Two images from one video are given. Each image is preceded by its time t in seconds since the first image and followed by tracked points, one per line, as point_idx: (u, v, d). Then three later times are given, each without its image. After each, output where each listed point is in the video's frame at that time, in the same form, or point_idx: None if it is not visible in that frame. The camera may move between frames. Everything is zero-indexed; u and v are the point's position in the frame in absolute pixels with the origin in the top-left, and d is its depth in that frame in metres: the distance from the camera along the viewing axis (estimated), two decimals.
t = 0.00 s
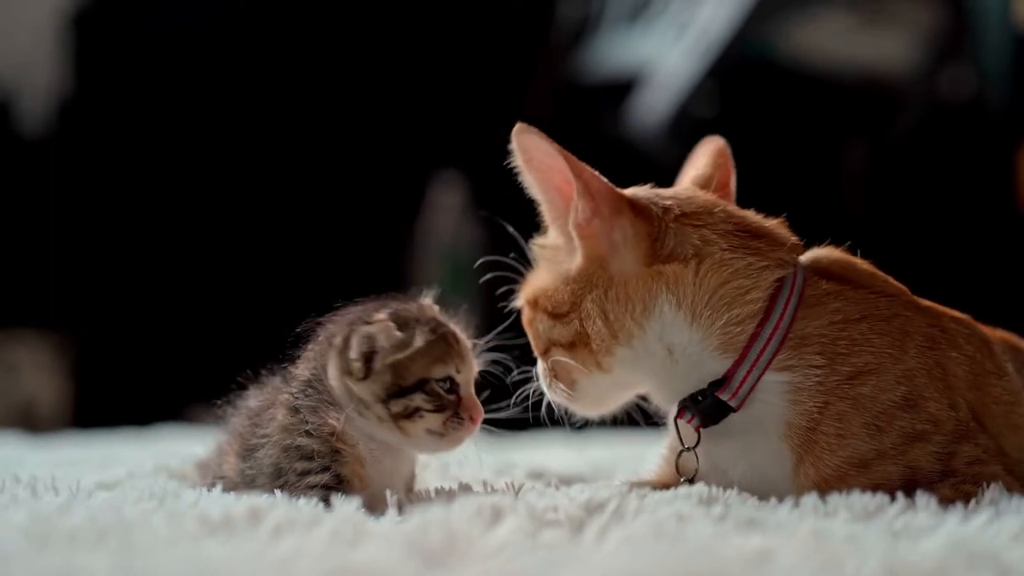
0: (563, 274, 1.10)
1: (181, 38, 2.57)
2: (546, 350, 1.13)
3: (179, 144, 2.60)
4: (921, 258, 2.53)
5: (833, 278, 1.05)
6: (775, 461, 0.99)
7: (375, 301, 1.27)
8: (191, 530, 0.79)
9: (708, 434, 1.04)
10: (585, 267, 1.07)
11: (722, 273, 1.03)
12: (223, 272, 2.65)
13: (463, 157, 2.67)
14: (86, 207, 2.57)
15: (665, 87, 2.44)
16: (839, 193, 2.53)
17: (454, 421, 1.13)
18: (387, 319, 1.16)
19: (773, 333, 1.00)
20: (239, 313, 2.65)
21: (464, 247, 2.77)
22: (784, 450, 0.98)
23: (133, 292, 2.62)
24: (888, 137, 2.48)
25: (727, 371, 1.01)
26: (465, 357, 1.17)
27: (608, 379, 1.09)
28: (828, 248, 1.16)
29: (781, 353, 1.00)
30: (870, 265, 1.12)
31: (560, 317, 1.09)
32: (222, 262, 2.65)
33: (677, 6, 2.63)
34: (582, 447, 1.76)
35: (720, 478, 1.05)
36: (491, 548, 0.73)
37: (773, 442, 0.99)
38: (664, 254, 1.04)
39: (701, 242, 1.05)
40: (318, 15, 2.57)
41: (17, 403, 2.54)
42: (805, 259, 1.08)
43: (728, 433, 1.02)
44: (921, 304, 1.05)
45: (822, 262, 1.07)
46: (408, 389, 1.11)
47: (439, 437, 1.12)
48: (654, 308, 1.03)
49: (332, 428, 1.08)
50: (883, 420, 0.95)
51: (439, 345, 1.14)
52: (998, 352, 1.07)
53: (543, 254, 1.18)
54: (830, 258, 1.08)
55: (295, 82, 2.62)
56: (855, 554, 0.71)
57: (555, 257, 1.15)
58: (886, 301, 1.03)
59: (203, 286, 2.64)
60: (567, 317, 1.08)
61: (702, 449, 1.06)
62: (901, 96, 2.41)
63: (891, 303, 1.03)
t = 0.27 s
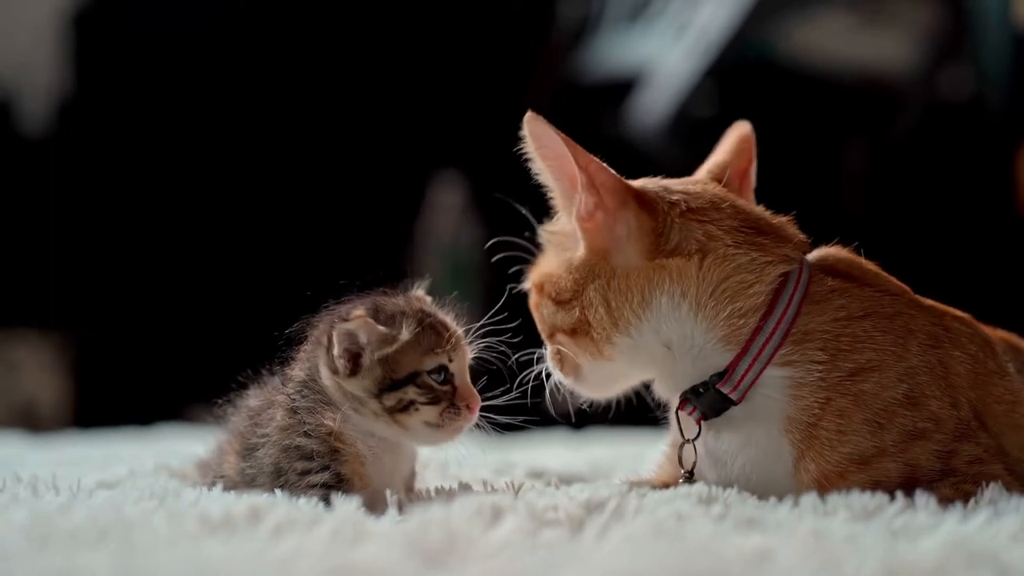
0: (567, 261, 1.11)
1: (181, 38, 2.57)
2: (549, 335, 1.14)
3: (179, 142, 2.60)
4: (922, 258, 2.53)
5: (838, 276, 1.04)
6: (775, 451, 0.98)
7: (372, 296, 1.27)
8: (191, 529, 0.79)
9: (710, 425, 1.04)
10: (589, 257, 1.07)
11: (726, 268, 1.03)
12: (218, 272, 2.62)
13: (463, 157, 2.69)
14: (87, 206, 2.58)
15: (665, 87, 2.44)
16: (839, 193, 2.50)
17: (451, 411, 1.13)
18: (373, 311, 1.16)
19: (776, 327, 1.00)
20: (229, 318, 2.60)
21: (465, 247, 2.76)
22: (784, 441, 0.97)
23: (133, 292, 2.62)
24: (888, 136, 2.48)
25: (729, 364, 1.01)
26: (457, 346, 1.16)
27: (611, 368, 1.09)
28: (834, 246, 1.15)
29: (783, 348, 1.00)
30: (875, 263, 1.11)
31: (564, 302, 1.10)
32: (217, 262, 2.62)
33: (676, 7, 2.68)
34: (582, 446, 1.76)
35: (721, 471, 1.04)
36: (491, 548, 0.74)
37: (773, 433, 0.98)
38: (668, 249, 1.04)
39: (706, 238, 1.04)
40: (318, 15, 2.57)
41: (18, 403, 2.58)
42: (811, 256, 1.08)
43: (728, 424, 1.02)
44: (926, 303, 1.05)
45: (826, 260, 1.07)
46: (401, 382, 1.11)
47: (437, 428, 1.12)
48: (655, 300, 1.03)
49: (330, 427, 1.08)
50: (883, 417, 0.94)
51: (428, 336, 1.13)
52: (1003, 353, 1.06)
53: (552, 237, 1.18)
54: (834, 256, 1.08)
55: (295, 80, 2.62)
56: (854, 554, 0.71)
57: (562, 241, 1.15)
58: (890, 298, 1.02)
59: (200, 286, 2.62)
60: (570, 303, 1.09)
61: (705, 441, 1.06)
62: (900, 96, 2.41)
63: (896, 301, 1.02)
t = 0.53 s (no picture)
0: (570, 256, 1.11)
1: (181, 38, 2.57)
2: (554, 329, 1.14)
3: (178, 142, 2.60)
4: (921, 258, 2.53)
5: (841, 274, 1.04)
6: (774, 447, 0.97)
7: (370, 296, 1.28)
8: (191, 529, 0.79)
9: (710, 421, 1.04)
10: (593, 251, 1.07)
11: (728, 265, 1.02)
12: (218, 270, 2.63)
13: (463, 157, 2.70)
14: (86, 205, 2.58)
15: (665, 87, 2.44)
16: (839, 193, 2.51)
17: (452, 408, 1.13)
18: (371, 310, 1.16)
19: (777, 324, 1.00)
20: (230, 314, 2.62)
21: (465, 247, 2.71)
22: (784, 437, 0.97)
23: (133, 292, 2.62)
24: (888, 137, 2.48)
25: (731, 359, 1.01)
26: (456, 343, 1.16)
27: (613, 363, 1.09)
28: (836, 246, 1.15)
29: (785, 344, 0.99)
30: (878, 263, 1.11)
31: (568, 297, 1.10)
32: (218, 259, 2.63)
33: (676, 7, 2.67)
34: (582, 445, 1.77)
35: (720, 468, 1.04)
36: (491, 547, 0.74)
37: (773, 429, 0.98)
38: (670, 246, 1.04)
39: (708, 235, 1.04)
40: (318, 15, 2.58)
41: (18, 402, 2.56)
42: (814, 255, 1.07)
43: (729, 420, 1.01)
44: (928, 302, 1.04)
45: (829, 258, 1.06)
46: (400, 379, 1.11)
47: (437, 425, 1.12)
48: (658, 295, 1.03)
49: (331, 426, 1.08)
50: (884, 414, 0.93)
51: (427, 333, 1.13)
52: (1005, 354, 1.06)
53: (558, 232, 1.19)
54: (837, 254, 1.08)
55: (294, 80, 2.62)
56: (853, 553, 0.71)
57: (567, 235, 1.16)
58: (892, 297, 1.02)
59: (201, 284, 2.63)
60: (575, 299, 1.09)
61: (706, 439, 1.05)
62: (900, 95, 2.41)
63: (898, 299, 1.02)
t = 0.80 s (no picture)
0: (569, 253, 1.10)
1: (181, 38, 2.57)
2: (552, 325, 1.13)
3: (178, 142, 2.60)
4: (923, 258, 2.51)
5: (840, 273, 1.03)
6: (773, 446, 0.97)
7: (371, 296, 1.28)
8: (191, 529, 0.79)
9: (710, 420, 1.03)
10: (591, 250, 1.06)
11: (727, 264, 1.02)
12: (217, 269, 2.63)
13: (463, 157, 2.70)
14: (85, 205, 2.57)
15: (664, 87, 2.44)
16: (839, 193, 2.51)
17: (454, 408, 1.13)
18: (371, 311, 1.16)
19: (777, 322, 0.99)
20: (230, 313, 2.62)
21: (465, 247, 2.62)
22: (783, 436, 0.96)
23: (133, 292, 2.62)
24: (887, 137, 2.48)
25: (730, 358, 1.00)
26: (457, 343, 1.17)
27: (612, 359, 1.08)
28: (835, 245, 1.14)
29: (784, 343, 0.99)
30: (876, 262, 1.10)
31: (567, 295, 1.09)
32: (217, 259, 2.63)
33: (676, 7, 2.63)
34: (582, 445, 1.77)
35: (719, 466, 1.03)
36: (491, 548, 0.73)
37: (772, 427, 0.97)
38: (670, 246, 1.03)
39: (709, 236, 1.03)
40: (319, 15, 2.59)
41: (20, 402, 2.53)
42: (814, 254, 1.07)
43: (729, 419, 1.01)
44: (927, 301, 1.04)
45: (829, 258, 1.06)
46: (401, 380, 1.11)
47: (439, 426, 1.12)
48: (657, 295, 1.02)
49: (331, 426, 1.08)
50: (883, 413, 0.93)
51: (428, 333, 1.14)
52: (1004, 353, 1.06)
53: (557, 226, 1.17)
54: (835, 254, 1.07)
55: (295, 80, 2.64)
56: (853, 553, 0.71)
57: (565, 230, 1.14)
58: (891, 296, 1.01)
59: (199, 283, 2.63)
60: (575, 297, 1.08)
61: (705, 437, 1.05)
62: (900, 96, 2.42)
63: (897, 299, 1.01)
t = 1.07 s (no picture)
0: (580, 233, 1.07)
1: (182, 37, 2.57)
2: (553, 307, 1.09)
3: (179, 142, 2.60)
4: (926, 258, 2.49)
5: (844, 271, 1.02)
6: (774, 443, 0.96)
7: (372, 295, 1.28)
8: (191, 529, 0.79)
9: (711, 416, 1.02)
10: (605, 234, 1.03)
11: (739, 258, 1.00)
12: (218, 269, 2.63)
13: (463, 157, 2.70)
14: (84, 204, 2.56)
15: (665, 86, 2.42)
16: (839, 193, 2.48)
17: (456, 409, 1.14)
18: (373, 310, 1.16)
19: (783, 318, 0.97)
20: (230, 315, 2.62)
21: (465, 247, 2.60)
22: (785, 432, 0.95)
23: (133, 291, 2.62)
24: (887, 137, 2.47)
25: (736, 353, 0.98)
26: (459, 344, 1.17)
27: (615, 346, 1.06)
28: (836, 244, 1.14)
29: (789, 339, 0.97)
30: (877, 262, 1.10)
31: (572, 276, 1.06)
32: (217, 259, 2.63)
33: (676, 7, 2.65)
34: (582, 445, 1.77)
35: (720, 463, 1.02)
36: (491, 547, 0.73)
37: (774, 424, 0.96)
38: (685, 236, 1.00)
39: (724, 228, 1.01)
40: (320, 15, 2.59)
41: (20, 402, 2.53)
42: (819, 254, 1.06)
43: (730, 415, 0.99)
44: (928, 302, 1.03)
45: (834, 257, 1.05)
46: (405, 379, 1.11)
47: (441, 426, 1.13)
48: (668, 284, 1.00)
49: (332, 426, 1.08)
50: (884, 413, 0.92)
51: (431, 334, 1.14)
52: (1004, 354, 1.05)
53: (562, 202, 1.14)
54: (838, 253, 1.07)
55: (295, 80, 2.64)
56: (853, 552, 0.71)
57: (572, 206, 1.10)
58: (894, 295, 1.01)
59: (199, 283, 2.63)
60: (582, 278, 1.05)
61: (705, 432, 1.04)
62: (901, 95, 2.43)
63: (900, 298, 1.01)
